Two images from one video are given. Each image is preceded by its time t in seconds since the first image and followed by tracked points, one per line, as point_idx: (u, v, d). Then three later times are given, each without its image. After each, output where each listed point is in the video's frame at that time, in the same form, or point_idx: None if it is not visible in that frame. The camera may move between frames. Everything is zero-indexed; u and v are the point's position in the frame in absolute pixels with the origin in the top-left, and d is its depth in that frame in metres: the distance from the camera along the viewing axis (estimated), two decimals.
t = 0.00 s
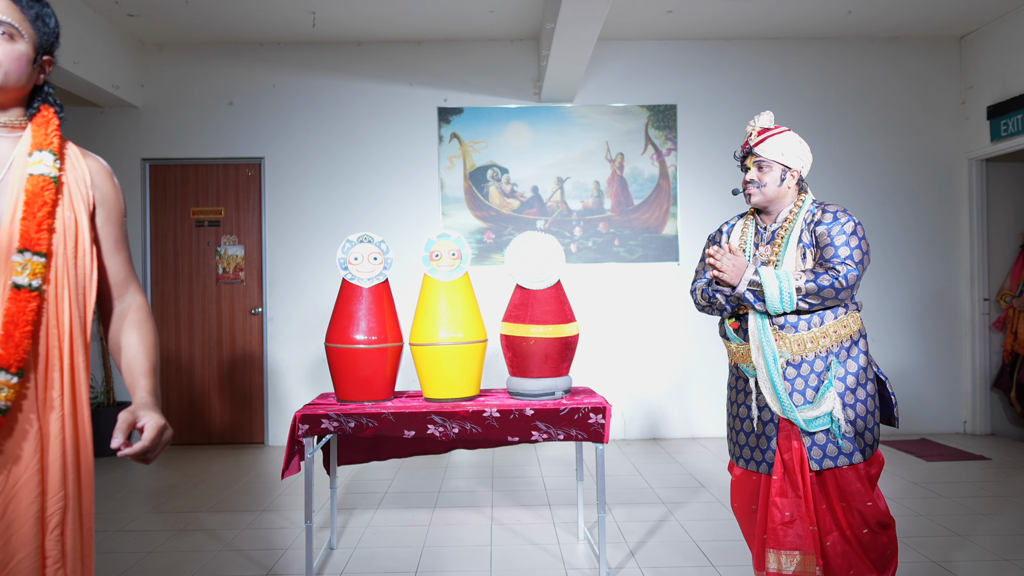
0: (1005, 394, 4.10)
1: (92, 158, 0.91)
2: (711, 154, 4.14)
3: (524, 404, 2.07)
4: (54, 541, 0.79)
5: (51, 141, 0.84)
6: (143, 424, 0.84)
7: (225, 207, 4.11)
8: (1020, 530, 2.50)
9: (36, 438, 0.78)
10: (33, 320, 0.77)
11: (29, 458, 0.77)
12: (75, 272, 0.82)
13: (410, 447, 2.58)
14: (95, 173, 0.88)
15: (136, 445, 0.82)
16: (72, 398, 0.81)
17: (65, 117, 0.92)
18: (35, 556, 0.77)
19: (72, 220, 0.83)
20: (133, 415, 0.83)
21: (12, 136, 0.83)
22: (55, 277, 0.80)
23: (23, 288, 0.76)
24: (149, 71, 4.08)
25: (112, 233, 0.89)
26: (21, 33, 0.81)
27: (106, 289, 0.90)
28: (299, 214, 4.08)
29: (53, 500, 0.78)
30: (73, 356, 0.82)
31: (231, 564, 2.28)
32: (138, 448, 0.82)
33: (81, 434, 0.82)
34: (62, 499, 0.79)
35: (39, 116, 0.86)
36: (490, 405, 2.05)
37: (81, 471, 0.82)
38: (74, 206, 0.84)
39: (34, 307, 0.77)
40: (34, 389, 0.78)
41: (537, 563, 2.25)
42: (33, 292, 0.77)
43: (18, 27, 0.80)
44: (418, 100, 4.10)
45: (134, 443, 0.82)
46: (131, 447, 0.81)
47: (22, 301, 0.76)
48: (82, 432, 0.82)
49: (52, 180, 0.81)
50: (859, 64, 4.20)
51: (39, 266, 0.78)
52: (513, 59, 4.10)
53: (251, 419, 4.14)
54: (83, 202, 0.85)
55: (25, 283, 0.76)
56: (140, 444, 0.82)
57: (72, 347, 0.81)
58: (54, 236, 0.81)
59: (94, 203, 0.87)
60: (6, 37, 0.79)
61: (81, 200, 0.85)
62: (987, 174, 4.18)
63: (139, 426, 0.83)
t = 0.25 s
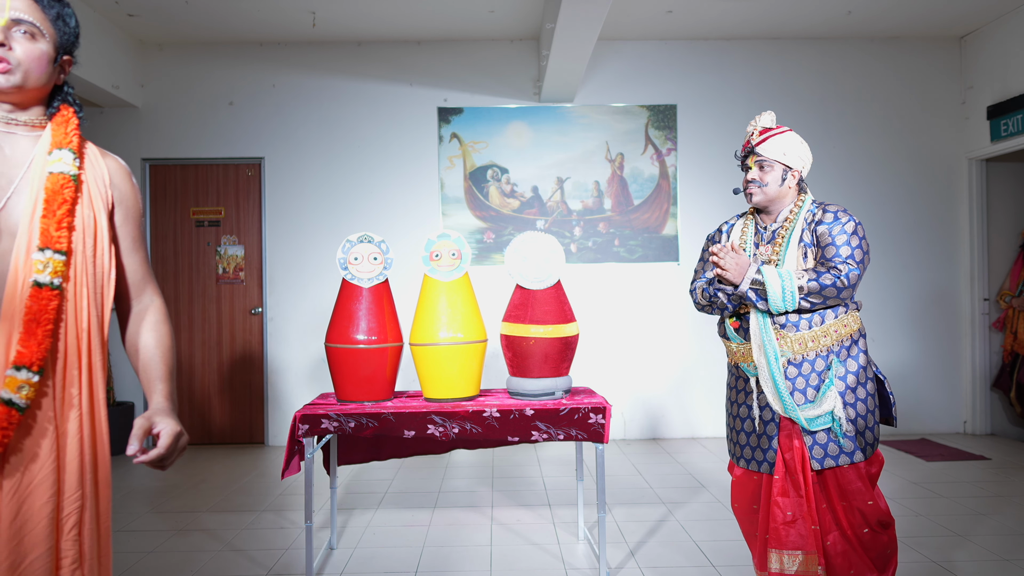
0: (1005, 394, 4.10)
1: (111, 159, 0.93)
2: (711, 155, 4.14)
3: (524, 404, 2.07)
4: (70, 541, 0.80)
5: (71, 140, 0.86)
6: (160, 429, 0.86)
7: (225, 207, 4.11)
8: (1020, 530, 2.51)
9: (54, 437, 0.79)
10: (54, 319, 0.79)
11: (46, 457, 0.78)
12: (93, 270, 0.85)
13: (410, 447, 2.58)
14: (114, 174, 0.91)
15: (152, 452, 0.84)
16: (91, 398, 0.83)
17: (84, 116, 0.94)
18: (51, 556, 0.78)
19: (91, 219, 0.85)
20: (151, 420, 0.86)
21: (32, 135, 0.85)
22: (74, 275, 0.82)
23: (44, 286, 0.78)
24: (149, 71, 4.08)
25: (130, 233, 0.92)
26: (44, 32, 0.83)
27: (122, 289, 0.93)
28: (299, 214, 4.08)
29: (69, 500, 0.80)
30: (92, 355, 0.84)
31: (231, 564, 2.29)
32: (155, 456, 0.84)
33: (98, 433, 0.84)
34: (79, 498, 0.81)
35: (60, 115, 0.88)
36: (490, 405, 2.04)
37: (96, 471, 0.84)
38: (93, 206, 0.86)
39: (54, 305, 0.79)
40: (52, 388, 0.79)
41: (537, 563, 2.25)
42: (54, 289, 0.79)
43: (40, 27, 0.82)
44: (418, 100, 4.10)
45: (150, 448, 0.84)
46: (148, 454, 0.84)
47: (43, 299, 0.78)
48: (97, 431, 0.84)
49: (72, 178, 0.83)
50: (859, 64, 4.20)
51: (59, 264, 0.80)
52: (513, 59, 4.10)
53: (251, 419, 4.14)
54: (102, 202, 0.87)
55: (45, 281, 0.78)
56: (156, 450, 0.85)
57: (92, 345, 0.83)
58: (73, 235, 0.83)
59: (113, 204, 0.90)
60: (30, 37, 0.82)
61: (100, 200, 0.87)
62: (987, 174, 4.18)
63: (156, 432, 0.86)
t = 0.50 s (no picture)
0: (1005, 394, 4.10)
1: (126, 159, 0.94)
2: (710, 155, 4.14)
3: (524, 404, 2.07)
4: (88, 541, 0.80)
5: (88, 141, 0.86)
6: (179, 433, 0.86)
7: (224, 206, 4.11)
8: (1020, 530, 2.51)
9: (73, 437, 0.79)
10: (72, 319, 0.79)
11: (65, 457, 0.78)
12: (109, 271, 0.85)
13: (410, 447, 2.58)
14: (130, 175, 0.91)
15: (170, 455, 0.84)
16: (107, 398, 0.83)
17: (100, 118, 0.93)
18: (70, 556, 0.78)
19: (107, 219, 0.86)
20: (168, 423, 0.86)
21: (50, 135, 0.85)
22: (91, 276, 0.83)
23: (62, 286, 0.79)
24: (149, 71, 4.08)
25: (145, 234, 0.92)
26: (62, 33, 0.83)
27: (139, 291, 0.93)
28: (299, 214, 4.08)
29: (87, 500, 0.80)
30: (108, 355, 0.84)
31: (231, 564, 2.29)
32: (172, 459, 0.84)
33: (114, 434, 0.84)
34: (97, 499, 0.81)
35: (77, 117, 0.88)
36: (490, 405, 2.04)
37: (113, 471, 0.84)
38: (110, 207, 0.87)
39: (72, 305, 0.79)
40: (70, 388, 0.80)
41: (537, 563, 2.25)
42: (72, 290, 0.79)
43: (58, 27, 0.82)
44: (418, 100, 4.10)
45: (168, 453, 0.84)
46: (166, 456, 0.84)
47: (61, 300, 0.78)
48: (114, 432, 0.84)
49: (89, 179, 0.84)
50: (859, 64, 4.20)
51: (77, 264, 0.80)
52: (513, 59, 4.10)
53: (251, 419, 4.14)
54: (118, 203, 0.88)
55: (63, 281, 0.79)
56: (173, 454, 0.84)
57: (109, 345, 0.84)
58: (91, 235, 0.83)
59: (128, 205, 0.90)
60: (49, 37, 0.81)
61: (117, 201, 0.88)
62: (987, 174, 4.18)
63: (173, 435, 0.86)
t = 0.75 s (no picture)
0: (1005, 394, 4.10)
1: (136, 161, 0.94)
2: (710, 155, 4.14)
3: (524, 404, 2.07)
4: (103, 542, 0.80)
5: (100, 142, 0.86)
6: (192, 436, 0.86)
7: (224, 207, 4.11)
8: (1020, 530, 2.50)
9: (87, 437, 0.79)
10: (86, 320, 0.79)
11: (81, 458, 0.78)
12: (121, 272, 0.85)
13: (410, 448, 2.58)
14: (140, 176, 0.91)
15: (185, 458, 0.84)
16: (120, 399, 0.84)
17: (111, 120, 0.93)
18: (86, 557, 0.78)
19: (119, 220, 0.86)
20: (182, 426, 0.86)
21: (60, 136, 0.85)
22: (104, 277, 0.83)
23: (77, 288, 0.79)
24: (149, 71, 4.08)
25: (155, 235, 0.92)
26: (76, 34, 0.83)
27: (149, 292, 0.93)
28: (299, 214, 4.08)
29: (102, 501, 0.80)
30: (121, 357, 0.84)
31: (232, 564, 2.29)
32: (187, 462, 0.84)
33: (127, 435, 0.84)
34: (111, 499, 0.81)
35: (89, 117, 0.88)
36: (490, 405, 2.04)
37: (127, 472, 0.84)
38: (121, 208, 0.87)
39: (87, 306, 0.79)
40: (85, 390, 0.80)
41: (537, 563, 2.25)
42: (87, 291, 0.79)
43: (72, 29, 0.82)
44: (418, 100, 4.10)
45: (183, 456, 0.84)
46: (180, 459, 0.84)
47: (75, 301, 0.78)
48: (128, 433, 0.85)
49: (101, 180, 0.84)
50: (859, 64, 4.20)
51: (91, 266, 0.80)
52: (513, 59, 4.10)
53: (251, 419, 4.14)
54: (129, 204, 0.88)
55: (78, 282, 0.79)
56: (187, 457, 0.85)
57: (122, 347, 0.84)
58: (103, 236, 0.83)
59: (138, 206, 0.90)
60: (63, 39, 0.81)
61: (128, 203, 0.88)
62: (987, 174, 4.18)
63: (187, 437, 0.86)
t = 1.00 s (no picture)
0: (1005, 394, 4.10)
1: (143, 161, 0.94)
2: (710, 155, 4.14)
3: (524, 404, 2.06)
4: (110, 542, 0.80)
5: (108, 143, 0.86)
6: (196, 437, 0.86)
7: (224, 207, 4.11)
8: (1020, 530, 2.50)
9: (94, 437, 0.79)
10: (93, 320, 0.79)
11: (88, 457, 0.78)
12: (128, 272, 0.85)
13: (410, 448, 2.58)
14: (147, 177, 0.91)
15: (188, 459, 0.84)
16: (127, 399, 0.84)
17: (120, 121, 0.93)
18: (92, 557, 0.78)
19: (126, 220, 0.86)
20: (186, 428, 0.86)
21: (69, 137, 0.85)
22: (111, 277, 0.83)
23: (84, 287, 0.79)
24: (149, 71, 4.08)
25: (162, 235, 0.92)
26: (85, 36, 0.83)
27: (156, 291, 0.93)
28: (299, 214, 4.08)
29: (109, 501, 0.80)
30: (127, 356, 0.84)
31: (232, 564, 2.28)
32: (190, 463, 0.85)
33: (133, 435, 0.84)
34: (118, 499, 0.81)
35: (97, 118, 0.87)
36: (490, 405, 2.04)
37: (133, 472, 0.84)
38: (129, 208, 0.87)
39: (94, 306, 0.79)
40: (92, 389, 0.80)
41: (537, 563, 2.25)
42: (94, 291, 0.79)
43: (81, 30, 0.82)
44: (418, 100, 4.10)
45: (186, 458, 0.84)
46: (185, 460, 0.84)
47: (82, 301, 0.78)
48: (134, 432, 0.84)
49: (109, 180, 0.84)
50: (859, 64, 4.20)
51: (98, 266, 0.80)
52: (513, 59, 4.10)
53: (251, 419, 4.13)
54: (137, 204, 0.88)
55: (85, 282, 0.79)
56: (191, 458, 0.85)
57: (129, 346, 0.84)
58: (110, 236, 0.83)
59: (146, 206, 0.90)
60: (72, 41, 0.81)
61: (135, 202, 0.88)
62: (987, 174, 4.18)
63: (192, 437, 0.86)
